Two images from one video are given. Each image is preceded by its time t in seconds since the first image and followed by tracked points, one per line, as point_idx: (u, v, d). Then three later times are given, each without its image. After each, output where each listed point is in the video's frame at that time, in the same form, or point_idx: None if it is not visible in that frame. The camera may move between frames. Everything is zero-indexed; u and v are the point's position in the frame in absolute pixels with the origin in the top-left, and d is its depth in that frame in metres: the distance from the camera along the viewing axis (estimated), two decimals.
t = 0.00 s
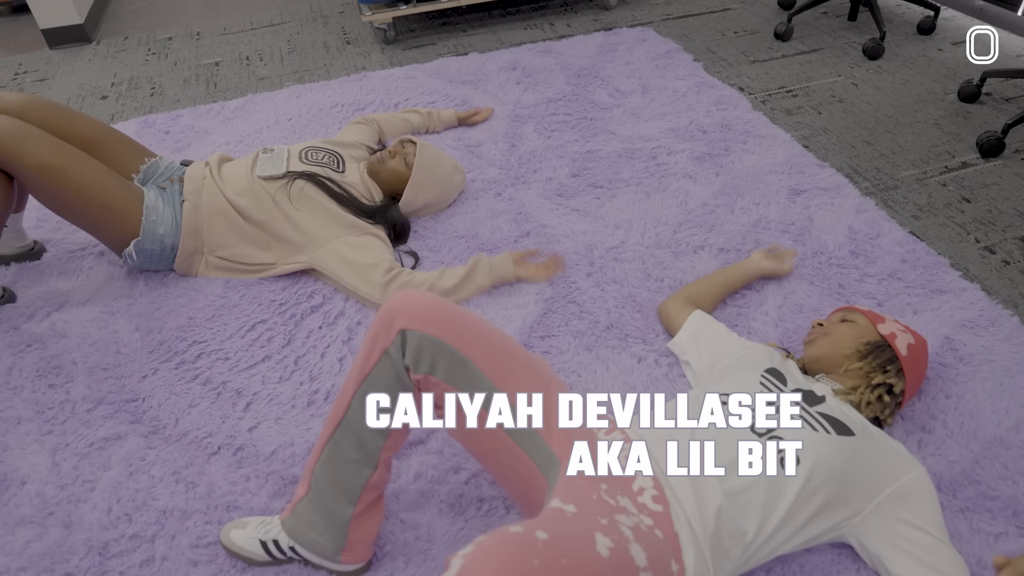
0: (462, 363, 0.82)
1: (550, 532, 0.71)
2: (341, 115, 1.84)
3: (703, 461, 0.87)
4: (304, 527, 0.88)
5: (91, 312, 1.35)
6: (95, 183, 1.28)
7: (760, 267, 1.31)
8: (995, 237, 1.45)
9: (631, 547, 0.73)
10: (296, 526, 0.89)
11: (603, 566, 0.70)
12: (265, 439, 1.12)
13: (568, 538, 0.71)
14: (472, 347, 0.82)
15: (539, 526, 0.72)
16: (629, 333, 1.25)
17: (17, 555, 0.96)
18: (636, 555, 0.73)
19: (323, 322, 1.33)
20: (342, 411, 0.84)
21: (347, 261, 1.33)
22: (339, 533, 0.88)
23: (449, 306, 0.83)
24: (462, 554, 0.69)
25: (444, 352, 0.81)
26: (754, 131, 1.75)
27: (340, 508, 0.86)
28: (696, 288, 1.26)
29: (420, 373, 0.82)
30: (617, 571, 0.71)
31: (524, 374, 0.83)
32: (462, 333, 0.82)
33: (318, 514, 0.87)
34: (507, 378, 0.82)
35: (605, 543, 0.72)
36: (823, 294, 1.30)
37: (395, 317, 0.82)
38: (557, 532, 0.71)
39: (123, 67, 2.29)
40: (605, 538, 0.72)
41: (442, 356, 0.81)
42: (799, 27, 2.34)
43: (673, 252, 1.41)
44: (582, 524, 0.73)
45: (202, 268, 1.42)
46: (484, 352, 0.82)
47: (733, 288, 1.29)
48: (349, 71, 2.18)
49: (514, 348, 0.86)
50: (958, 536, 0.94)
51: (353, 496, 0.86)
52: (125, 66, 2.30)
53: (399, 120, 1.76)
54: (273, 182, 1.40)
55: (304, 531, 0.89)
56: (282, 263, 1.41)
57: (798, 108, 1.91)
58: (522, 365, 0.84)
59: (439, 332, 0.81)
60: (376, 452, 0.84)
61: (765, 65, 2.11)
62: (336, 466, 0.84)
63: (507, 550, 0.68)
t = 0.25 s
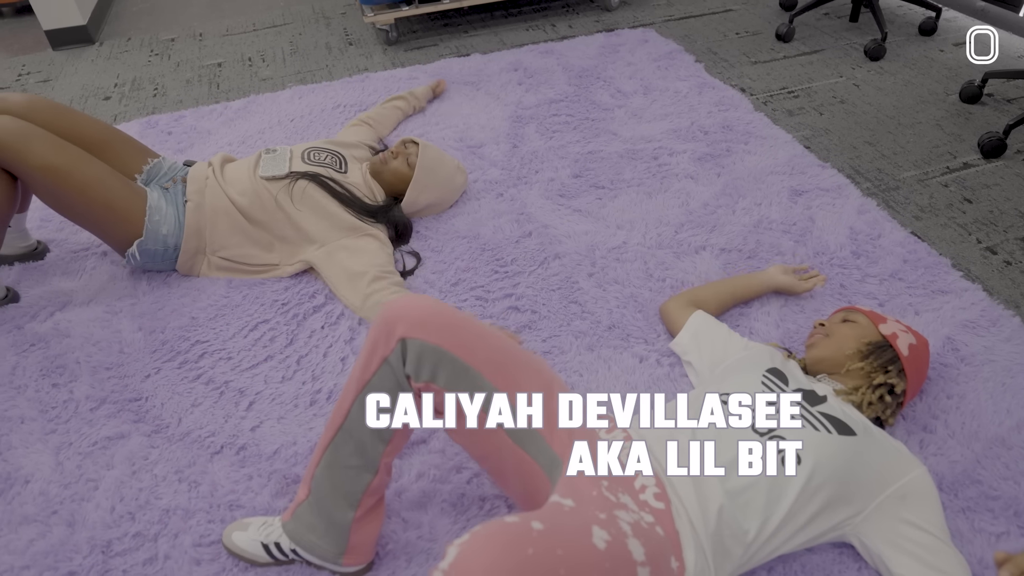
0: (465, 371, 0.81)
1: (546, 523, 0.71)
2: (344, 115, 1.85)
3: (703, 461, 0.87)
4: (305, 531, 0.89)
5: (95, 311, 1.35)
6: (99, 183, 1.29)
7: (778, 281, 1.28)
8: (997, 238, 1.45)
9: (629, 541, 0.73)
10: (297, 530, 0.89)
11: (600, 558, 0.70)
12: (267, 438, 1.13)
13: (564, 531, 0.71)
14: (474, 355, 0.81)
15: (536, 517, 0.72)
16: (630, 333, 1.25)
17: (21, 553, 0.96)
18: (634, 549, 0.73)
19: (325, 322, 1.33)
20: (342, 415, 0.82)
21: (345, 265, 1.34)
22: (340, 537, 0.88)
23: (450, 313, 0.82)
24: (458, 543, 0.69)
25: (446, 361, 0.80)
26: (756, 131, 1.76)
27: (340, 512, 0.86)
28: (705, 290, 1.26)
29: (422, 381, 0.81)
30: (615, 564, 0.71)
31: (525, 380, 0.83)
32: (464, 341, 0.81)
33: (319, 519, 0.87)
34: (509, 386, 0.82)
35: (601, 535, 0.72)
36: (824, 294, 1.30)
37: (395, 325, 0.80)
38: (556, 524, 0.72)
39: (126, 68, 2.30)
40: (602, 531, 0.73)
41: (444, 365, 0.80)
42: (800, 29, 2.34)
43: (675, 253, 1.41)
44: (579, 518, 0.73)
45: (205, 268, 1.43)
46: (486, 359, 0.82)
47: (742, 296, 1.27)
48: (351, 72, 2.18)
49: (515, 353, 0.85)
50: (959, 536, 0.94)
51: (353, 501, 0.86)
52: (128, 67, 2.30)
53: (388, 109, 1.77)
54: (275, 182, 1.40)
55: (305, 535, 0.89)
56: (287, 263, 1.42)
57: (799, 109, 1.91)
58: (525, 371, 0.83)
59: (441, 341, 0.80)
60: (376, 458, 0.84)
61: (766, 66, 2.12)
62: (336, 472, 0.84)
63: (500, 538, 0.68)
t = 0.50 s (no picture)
0: (467, 381, 0.79)
1: (550, 522, 0.71)
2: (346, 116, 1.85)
3: (703, 461, 0.88)
4: (307, 535, 0.89)
5: (98, 311, 1.36)
6: (102, 183, 1.29)
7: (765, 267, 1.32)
8: (997, 238, 1.46)
9: (633, 542, 0.73)
10: (298, 533, 0.89)
11: (603, 558, 0.71)
12: (269, 437, 1.13)
13: (569, 530, 0.71)
14: (477, 363, 0.79)
15: (540, 516, 0.72)
16: (631, 333, 1.25)
17: (24, 551, 0.97)
18: (638, 550, 0.73)
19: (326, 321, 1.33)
20: (340, 423, 0.82)
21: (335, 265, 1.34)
22: (341, 541, 0.88)
23: (451, 321, 0.80)
24: (463, 542, 0.69)
25: (447, 371, 0.79)
26: (757, 132, 1.76)
27: (341, 516, 0.86)
28: (700, 288, 1.27)
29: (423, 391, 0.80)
30: (618, 564, 0.71)
31: (529, 388, 0.81)
32: (465, 349, 0.80)
33: (320, 522, 0.87)
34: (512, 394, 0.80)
35: (605, 535, 0.72)
36: (825, 294, 1.30)
37: (395, 334, 0.79)
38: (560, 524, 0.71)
39: (129, 69, 2.31)
40: (606, 531, 0.73)
41: (446, 373, 0.79)
42: (802, 30, 2.35)
43: (676, 253, 1.41)
44: (583, 518, 0.73)
45: (207, 268, 1.43)
46: (488, 366, 0.80)
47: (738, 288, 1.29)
48: (353, 73, 2.19)
49: (520, 359, 0.83)
50: (959, 535, 0.94)
51: (353, 505, 0.86)
52: (130, 67, 2.31)
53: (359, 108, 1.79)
54: (277, 182, 1.41)
55: (307, 539, 0.89)
56: (290, 259, 1.43)
57: (800, 109, 1.91)
58: (529, 379, 0.82)
59: (441, 350, 0.79)
60: (376, 464, 0.84)
61: (767, 66, 2.12)
62: (336, 477, 0.84)
63: (505, 538, 0.68)
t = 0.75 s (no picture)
0: (470, 384, 0.79)
1: (558, 526, 0.72)
2: (348, 115, 1.85)
3: (703, 461, 0.88)
4: (309, 537, 0.89)
5: (100, 310, 1.36)
6: (105, 182, 1.30)
7: (739, 250, 1.33)
8: (998, 238, 1.46)
9: (639, 545, 0.74)
10: (301, 535, 0.90)
11: (610, 562, 0.71)
12: (271, 436, 1.13)
13: (576, 533, 0.71)
14: (479, 365, 0.80)
15: (547, 520, 0.72)
16: (633, 332, 1.25)
17: (27, 549, 0.97)
18: (643, 553, 0.73)
19: (329, 320, 1.33)
20: (341, 428, 0.82)
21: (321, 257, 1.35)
22: (343, 542, 0.88)
23: (451, 325, 0.81)
24: (471, 547, 0.69)
25: (450, 374, 0.79)
26: (758, 132, 1.76)
27: (342, 518, 0.86)
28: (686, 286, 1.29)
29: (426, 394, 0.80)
30: (624, 568, 0.72)
31: (531, 389, 0.82)
32: (467, 352, 0.80)
33: (322, 525, 0.87)
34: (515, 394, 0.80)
35: (612, 538, 0.73)
36: (827, 294, 1.30)
37: (396, 339, 0.79)
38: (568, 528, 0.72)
39: (130, 68, 2.31)
40: (613, 534, 0.73)
41: (448, 377, 0.79)
42: (803, 30, 2.35)
43: (678, 252, 1.42)
44: (589, 521, 0.73)
45: (209, 267, 1.44)
46: (489, 368, 0.80)
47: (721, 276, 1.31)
48: (355, 73, 2.19)
49: (520, 360, 0.83)
50: (960, 533, 0.94)
51: (354, 507, 0.86)
52: (132, 67, 2.31)
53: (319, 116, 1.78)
54: (278, 181, 1.41)
55: (309, 540, 0.89)
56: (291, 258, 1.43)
57: (802, 110, 1.91)
58: (531, 380, 0.82)
59: (443, 354, 0.79)
60: (377, 467, 0.83)
61: (768, 67, 2.12)
62: (337, 480, 0.84)
63: (513, 542, 0.69)
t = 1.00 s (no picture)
0: (472, 385, 0.80)
1: (563, 529, 0.72)
2: (350, 116, 1.86)
3: (703, 462, 0.88)
4: (312, 537, 0.89)
5: (102, 309, 1.36)
6: (108, 182, 1.30)
7: (698, 241, 1.38)
8: (999, 239, 1.46)
9: (642, 546, 0.74)
10: (303, 536, 0.90)
11: (615, 565, 0.71)
12: (273, 435, 1.13)
13: (580, 535, 0.71)
14: (481, 366, 0.80)
15: (553, 523, 0.72)
16: (634, 332, 1.26)
17: (30, 548, 0.97)
18: (647, 555, 0.74)
19: (331, 320, 1.34)
20: (343, 428, 0.82)
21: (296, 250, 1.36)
22: (345, 542, 0.89)
23: (453, 325, 0.81)
24: (476, 550, 0.69)
25: (452, 375, 0.80)
26: (759, 133, 1.76)
27: (344, 518, 0.87)
28: (671, 284, 1.29)
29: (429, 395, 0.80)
30: (629, 570, 0.72)
31: (533, 390, 0.82)
32: (469, 353, 0.80)
33: (324, 525, 0.88)
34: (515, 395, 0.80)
35: (616, 541, 0.73)
36: (828, 295, 1.31)
37: (399, 340, 0.80)
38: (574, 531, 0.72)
39: (132, 69, 2.31)
40: (617, 537, 0.73)
41: (451, 377, 0.80)
42: (804, 31, 2.35)
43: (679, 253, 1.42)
44: (593, 523, 0.73)
45: (211, 267, 1.44)
46: (492, 369, 0.81)
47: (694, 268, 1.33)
48: (356, 73, 2.20)
49: (522, 359, 0.84)
50: (961, 533, 0.94)
51: (356, 507, 0.86)
52: (134, 67, 2.32)
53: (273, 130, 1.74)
54: (279, 181, 1.42)
55: (311, 540, 0.89)
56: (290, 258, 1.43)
57: (803, 111, 1.92)
58: (533, 380, 0.82)
59: (445, 355, 0.79)
60: (379, 468, 0.84)
61: (769, 68, 2.12)
62: (339, 481, 0.84)
63: (518, 544, 0.69)
